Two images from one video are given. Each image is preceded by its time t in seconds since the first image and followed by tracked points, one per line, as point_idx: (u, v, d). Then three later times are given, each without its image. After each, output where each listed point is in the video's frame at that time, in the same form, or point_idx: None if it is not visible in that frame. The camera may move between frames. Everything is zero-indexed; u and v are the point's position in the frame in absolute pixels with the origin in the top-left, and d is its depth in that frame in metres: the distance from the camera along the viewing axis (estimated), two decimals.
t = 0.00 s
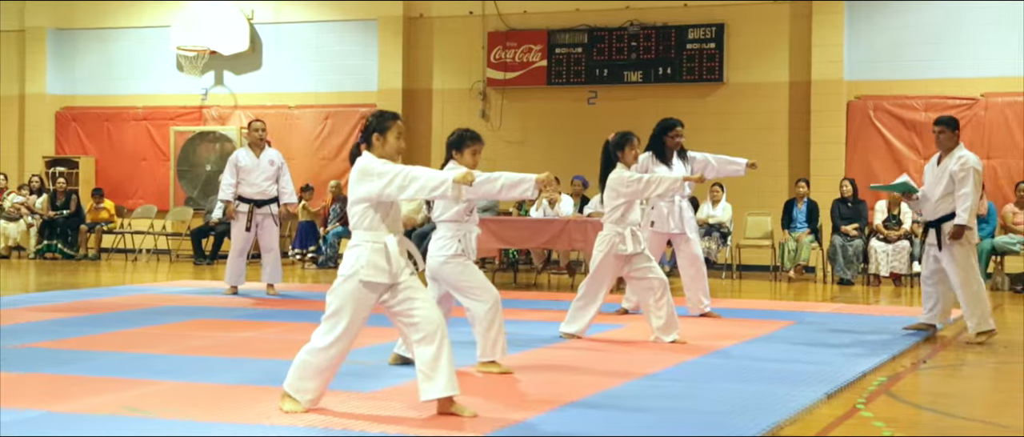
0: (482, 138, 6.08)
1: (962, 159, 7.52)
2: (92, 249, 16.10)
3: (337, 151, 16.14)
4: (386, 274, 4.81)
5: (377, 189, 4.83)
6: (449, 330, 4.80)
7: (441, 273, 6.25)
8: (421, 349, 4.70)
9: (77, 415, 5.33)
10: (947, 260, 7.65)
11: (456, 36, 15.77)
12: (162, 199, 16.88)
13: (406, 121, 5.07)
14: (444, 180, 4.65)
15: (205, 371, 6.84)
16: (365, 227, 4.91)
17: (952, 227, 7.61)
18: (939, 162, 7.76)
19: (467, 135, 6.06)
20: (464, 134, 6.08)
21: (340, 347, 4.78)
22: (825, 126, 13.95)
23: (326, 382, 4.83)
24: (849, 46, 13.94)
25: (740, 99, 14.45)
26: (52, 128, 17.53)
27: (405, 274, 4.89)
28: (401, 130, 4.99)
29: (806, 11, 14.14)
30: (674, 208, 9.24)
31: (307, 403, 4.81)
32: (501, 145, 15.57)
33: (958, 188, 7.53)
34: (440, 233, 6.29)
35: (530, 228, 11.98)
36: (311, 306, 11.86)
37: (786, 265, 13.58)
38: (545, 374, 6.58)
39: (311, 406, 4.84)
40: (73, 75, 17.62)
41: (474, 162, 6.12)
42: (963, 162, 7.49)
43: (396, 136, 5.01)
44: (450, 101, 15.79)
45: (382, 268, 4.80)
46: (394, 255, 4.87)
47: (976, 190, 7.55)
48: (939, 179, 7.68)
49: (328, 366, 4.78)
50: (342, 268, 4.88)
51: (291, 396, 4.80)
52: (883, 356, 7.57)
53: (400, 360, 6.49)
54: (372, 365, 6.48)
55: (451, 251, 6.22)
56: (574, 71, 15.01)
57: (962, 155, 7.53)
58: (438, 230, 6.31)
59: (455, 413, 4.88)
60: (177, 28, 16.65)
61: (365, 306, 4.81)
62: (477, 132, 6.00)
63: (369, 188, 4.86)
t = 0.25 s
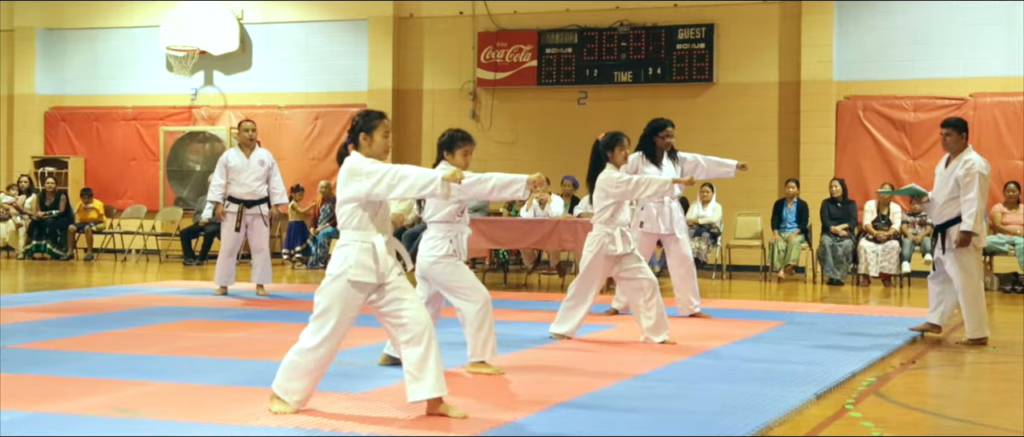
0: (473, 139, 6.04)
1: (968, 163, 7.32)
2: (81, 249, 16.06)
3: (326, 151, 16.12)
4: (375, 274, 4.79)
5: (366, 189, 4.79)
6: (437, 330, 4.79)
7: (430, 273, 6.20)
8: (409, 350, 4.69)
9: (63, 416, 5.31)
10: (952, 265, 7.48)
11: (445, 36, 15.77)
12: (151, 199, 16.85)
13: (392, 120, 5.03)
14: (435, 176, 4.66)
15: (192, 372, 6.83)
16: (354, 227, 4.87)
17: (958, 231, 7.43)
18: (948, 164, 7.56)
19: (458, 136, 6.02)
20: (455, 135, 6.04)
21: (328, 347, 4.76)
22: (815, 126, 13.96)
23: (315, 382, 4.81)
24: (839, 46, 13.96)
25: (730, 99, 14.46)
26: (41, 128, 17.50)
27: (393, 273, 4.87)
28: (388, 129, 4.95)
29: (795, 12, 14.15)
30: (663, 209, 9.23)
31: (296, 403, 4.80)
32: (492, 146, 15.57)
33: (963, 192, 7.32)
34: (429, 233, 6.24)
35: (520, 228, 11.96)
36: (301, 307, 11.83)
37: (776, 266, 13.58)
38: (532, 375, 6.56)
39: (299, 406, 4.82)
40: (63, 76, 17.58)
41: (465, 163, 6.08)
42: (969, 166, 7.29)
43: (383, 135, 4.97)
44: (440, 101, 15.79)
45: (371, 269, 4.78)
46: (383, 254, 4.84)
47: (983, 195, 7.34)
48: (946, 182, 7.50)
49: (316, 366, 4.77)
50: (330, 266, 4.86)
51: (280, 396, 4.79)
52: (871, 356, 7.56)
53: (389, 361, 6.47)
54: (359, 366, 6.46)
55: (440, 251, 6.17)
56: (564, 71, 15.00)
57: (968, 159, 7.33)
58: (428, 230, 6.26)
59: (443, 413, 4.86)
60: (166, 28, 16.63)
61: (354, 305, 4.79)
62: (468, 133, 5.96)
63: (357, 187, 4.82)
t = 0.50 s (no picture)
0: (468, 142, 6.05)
1: (971, 166, 7.26)
2: (73, 250, 16.04)
3: (320, 153, 16.11)
4: (367, 276, 4.79)
5: (358, 191, 4.77)
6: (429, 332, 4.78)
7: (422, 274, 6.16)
8: (401, 352, 4.69)
9: (54, 418, 5.30)
10: (954, 268, 7.44)
11: (438, 38, 15.78)
12: (144, 201, 16.84)
13: (383, 122, 5.01)
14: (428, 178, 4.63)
15: (183, 374, 6.82)
16: (346, 229, 4.87)
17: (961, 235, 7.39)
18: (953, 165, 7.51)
19: (453, 139, 6.02)
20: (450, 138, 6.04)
21: (320, 349, 4.76)
22: (808, 130, 13.99)
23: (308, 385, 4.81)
24: (831, 49, 13.99)
25: (723, 102, 14.48)
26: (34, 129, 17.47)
27: (386, 275, 4.87)
28: (379, 131, 4.93)
29: (788, 15, 14.19)
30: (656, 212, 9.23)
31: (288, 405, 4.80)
32: (485, 148, 15.58)
33: (967, 196, 7.28)
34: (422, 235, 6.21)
35: (514, 230, 11.96)
36: (293, 309, 11.82)
37: (769, 268, 13.60)
38: (524, 377, 6.56)
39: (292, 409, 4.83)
40: (55, 76, 17.57)
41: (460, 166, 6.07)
42: (972, 169, 7.23)
43: (374, 137, 4.96)
44: (433, 103, 15.80)
45: (363, 270, 4.78)
46: (375, 256, 4.84)
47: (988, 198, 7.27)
48: (950, 185, 7.45)
49: (309, 369, 4.77)
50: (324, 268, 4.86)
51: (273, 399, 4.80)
52: (862, 360, 7.57)
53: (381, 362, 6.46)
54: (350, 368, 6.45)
55: (433, 253, 6.14)
56: (557, 74, 15.01)
57: (972, 162, 7.27)
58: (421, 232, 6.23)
59: (435, 416, 4.85)
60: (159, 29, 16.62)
61: (346, 307, 4.79)
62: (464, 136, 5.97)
63: (350, 190, 4.81)
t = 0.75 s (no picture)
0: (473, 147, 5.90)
1: (979, 166, 7.20)
2: (70, 254, 16.03)
3: (316, 156, 16.11)
4: (367, 280, 4.79)
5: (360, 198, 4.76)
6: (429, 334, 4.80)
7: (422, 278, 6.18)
8: (403, 352, 4.69)
9: (50, 422, 5.29)
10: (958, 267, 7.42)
11: (435, 40, 15.78)
12: (141, 204, 16.83)
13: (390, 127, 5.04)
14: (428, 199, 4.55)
15: (180, 378, 6.80)
16: (347, 234, 4.87)
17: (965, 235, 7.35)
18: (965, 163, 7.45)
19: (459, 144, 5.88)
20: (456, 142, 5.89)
21: (318, 352, 4.74)
22: (804, 130, 14.01)
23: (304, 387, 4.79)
24: (828, 50, 14.00)
25: (719, 103, 14.49)
26: (30, 132, 17.45)
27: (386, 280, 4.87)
28: (386, 134, 4.95)
29: (784, 15, 14.20)
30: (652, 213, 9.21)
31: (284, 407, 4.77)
32: (481, 150, 15.58)
33: (972, 195, 7.23)
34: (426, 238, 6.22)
35: (511, 232, 11.95)
36: (291, 312, 11.81)
37: (766, 269, 13.61)
38: (521, 379, 6.55)
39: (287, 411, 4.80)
40: (51, 80, 17.55)
41: (466, 171, 5.90)
42: (979, 169, 7.17)
43: (380, 141, 4.97)
44: (430, 105, 15.80)
45: (363, 274, 4.78)
46: (376, 262, 4.84)
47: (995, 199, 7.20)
48: (958, 183, 7.39)
49: (306, 372, 4.74)
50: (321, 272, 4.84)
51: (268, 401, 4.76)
52: (859, 360, 7.57)
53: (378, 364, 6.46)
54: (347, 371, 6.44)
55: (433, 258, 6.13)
56: (553, 75, 15.01)
57: (980, 162, 7.20)
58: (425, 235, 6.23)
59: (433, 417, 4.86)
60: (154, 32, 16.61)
61: (345, 311, 4.78)
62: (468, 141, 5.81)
63: (352, 196, 4.79)
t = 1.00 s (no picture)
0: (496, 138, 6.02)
1: (991, 168, 7.20)
2: (67, 256, 16.01)
3: (314, 157, 16.12)
4: (406, 285, 4.74)
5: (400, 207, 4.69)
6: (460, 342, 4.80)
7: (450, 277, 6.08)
8: (432, 358, 4.69)
9: (51, 424, 5.29)
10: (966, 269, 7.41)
11: (432, 41, 15.78)
12: (138, 206, 16.82)
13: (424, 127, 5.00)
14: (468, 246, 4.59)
15: (181, 379, 6.80)
16: (385, 236, 4.78)
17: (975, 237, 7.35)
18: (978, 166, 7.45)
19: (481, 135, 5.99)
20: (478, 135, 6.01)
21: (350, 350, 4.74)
22: (801, 131, 14.02)
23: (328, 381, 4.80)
24: (825, 51, 14.02)
25: (716, 104, 14.50)
26: (27, 134, 17.43)
27: (424, 284, 4.83)
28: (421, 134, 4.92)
29: (781, 16, 14.22)
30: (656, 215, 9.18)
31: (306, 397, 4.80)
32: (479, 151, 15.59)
33: (983, 197, 7.23)
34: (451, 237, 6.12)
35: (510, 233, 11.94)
36: (290, 314, 11.80)
37: (763, 270, 13.61)
38: (522, 381, 6.54)
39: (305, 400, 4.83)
40: (49, 82, 17.53)
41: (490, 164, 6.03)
42: (991, 171, 7.18)
43: (415, 141, 4.92)
44: (427, 106, 15.81)
45: (402, 278, 4.73)
46: (414, 266, 4.78)
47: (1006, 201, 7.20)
48: (970, 185, 7.40)
49: (334, 367, 4.75)
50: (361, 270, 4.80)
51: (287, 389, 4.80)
52: (858, 361, 7.57)
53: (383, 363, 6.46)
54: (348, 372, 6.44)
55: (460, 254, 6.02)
56: (551, 77, 15.02)
57: (993, 164, 7.21)
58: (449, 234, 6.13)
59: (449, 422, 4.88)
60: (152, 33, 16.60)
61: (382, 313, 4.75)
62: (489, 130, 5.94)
63: (391, 203, 4.72)
